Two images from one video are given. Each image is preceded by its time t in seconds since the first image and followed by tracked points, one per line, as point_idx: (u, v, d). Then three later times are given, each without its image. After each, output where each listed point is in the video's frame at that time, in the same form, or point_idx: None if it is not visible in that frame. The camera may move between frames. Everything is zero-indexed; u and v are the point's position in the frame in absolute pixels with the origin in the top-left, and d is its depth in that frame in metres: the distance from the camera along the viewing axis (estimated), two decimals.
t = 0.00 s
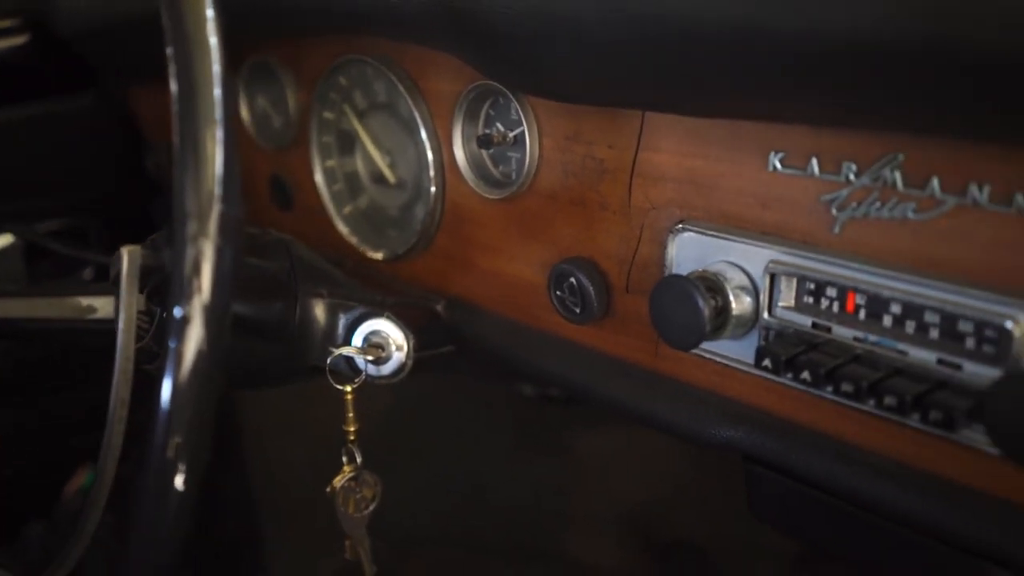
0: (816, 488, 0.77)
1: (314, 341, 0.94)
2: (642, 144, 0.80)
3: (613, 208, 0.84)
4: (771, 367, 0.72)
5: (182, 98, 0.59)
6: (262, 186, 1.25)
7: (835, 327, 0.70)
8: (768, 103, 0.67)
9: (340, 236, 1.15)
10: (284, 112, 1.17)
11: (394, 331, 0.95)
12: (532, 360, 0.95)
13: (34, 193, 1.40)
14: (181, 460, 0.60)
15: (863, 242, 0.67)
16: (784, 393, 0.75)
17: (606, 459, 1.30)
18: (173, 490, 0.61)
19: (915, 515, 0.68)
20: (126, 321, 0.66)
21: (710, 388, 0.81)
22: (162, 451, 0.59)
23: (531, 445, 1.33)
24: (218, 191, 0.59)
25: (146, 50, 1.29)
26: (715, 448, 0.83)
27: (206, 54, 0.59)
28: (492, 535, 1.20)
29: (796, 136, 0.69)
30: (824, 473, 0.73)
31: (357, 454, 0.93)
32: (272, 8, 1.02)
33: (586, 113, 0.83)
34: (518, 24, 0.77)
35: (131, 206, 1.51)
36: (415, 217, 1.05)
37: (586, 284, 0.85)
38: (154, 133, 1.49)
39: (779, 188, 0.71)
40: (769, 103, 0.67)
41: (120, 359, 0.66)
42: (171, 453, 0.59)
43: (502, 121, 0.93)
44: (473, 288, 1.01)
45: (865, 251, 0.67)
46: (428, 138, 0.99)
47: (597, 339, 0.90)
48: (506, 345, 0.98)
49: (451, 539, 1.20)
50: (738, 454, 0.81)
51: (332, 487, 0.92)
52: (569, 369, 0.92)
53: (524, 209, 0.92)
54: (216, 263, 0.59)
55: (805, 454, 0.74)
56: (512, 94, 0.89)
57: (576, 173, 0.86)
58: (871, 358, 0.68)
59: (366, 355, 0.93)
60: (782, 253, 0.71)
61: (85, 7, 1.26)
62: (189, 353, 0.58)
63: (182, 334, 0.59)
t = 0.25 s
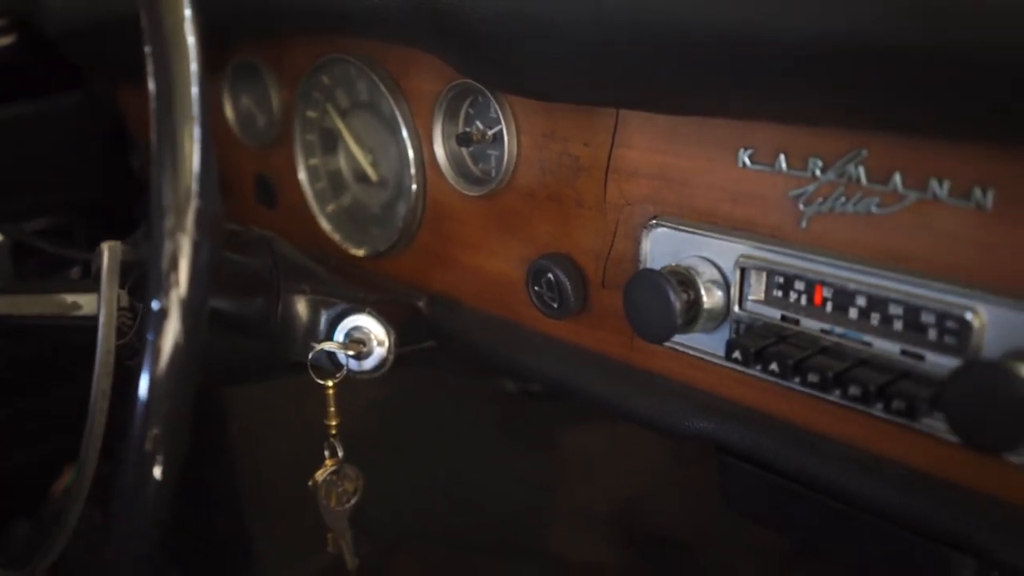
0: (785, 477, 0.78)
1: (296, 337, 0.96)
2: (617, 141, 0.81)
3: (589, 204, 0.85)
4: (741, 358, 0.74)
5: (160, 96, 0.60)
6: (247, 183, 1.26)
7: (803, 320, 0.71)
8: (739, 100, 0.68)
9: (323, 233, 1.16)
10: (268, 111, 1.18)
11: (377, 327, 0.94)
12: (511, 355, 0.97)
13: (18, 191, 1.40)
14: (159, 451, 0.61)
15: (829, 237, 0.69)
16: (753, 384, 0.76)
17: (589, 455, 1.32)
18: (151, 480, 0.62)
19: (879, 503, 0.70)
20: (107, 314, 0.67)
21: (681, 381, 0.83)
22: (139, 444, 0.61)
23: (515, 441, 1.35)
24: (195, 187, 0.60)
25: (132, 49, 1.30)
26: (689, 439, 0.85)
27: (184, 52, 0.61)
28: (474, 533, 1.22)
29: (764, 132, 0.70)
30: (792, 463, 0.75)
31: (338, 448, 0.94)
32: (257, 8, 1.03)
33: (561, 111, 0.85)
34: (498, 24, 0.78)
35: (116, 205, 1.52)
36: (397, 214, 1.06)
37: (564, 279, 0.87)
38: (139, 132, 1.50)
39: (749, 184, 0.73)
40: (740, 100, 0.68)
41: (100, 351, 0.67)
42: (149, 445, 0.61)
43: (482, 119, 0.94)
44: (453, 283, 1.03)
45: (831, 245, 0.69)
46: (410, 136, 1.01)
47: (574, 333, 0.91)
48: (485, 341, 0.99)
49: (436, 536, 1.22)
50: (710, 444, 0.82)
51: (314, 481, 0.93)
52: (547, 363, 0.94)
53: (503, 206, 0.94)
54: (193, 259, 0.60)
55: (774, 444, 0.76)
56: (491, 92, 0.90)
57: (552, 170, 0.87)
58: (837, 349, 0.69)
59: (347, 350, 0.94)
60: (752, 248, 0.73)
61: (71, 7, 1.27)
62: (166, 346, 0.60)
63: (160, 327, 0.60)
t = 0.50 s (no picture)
0: (752, 468, 0.80)
1: (276, 333, 0.97)
2: (589, 139, 0.83)
3: (562, 201, 0.87)
4: (708, 351, 0.75)
5: (135, 96, 0.62)
6: (229, 183, 1.28)
7: (768, 313, 0.73)
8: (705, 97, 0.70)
9: (304, 232, 1.17)
10: (250, 111, 1.20)
11: (355, 324, 0.96)
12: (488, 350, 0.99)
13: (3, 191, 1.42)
14: (134, 444, 0.63)
15: (792, 232, 0.70)
16: (720, 376, 0.78)
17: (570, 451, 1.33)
18: (127, 473, 0.64)
19: (842, 491, 0.72)
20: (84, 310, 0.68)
21: (652, 374, 0.84)
22: (115, 438, 0.63)
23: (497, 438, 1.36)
24: (169, 185, 0.61)
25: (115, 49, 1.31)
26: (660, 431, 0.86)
27: (159, 52, 0.62)
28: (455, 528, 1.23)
29: (729, 130, 0.72)
30: (758, 453, 0.77)
31: (318, 443, 0.95)
32: (238, 9, 1.04)
33: (535, 109, 0.86)
34: (473, 24, 0.80)
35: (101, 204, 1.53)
36: (377, 212, 1.07)
37: (538, 276, 0.88)
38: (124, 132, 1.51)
39: (716, 181, 0.74)
40: (707, 96, 0.70)
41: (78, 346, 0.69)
42: (124, 438, 0.62)
43: (458, 119, 0.96)
44: (431, 281, 1.04)
45: (795, 239, 0.70)
46: (388, 135, 1.02)
47: (548, 328, 0.93)
48: (463, 336, 1.01)
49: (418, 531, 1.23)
50: (680, 436, 0.84)
51: (294, 475, 0.94)
52: (523, 358, 0.95)
53: (479, 204, 0.95)
54: (167, 256, 0.61)
55: (742, 435, 0.77)
56: (466, 92, 0.92)
57: (527, 168, 0.89)
58: (801, 342, 0.71)
59: (326, 345, 0.95)
60: (720, 243, 0.74)
61: (54, 7, 1.28)
62: (140, 342, 0.61)
63: (135, 321, 0.61)
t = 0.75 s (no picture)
0: (727, 463, 0.82)
1: (262, 335, 0.98)
2: (567, 143, 0.85)
3: (542, 203, 0.88)
4: (683, 349, 0.77)
5: (117, 100, 0.63)
6: (216, 187, 1.29)
7: (741, 311, 0.74)
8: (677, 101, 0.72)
9: (290, 234, 1.19)
10: (236, 115, 1.21)
11: (340, 324, 0.97)
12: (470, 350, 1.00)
13: None
14: (117, 442, 0.64)
15: (763, 232, 0.72)
16: (695, 374, 0.80)
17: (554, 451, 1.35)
18: (111, 471, 0.65)
19: (814, 485, 0.73)
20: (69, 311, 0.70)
21: (630, 372, 0.86)
22: (98, 436, 0.64)
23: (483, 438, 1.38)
24: (150, 188, 0.63)
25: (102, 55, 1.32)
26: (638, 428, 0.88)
27: (141, 57, 0.63)
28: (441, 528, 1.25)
29: (701, 133, 0.74)
30: (732, 449, 0.78)
31: (303, 442, 0.96)
32: (222, 15, 1.06)
33: (514, 113, 0.88)
34: (452, 29, 0.81)
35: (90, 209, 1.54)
36: (361, 215, 1.09)
37: (518, 276, 0.90)
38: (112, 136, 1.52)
39: (690, 183, 0.76)
40: (679, 100, 0.71)
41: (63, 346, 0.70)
42: (108, 436, 0.64)
43: (440, 122, 0.97)
44: (415, 282, 1.06)
45: (766, 239, 0.72)
46: (372, 138, 1.04)
47: (529, 328, 0.94)
48: (447, 336, 1.02)
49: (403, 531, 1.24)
50: (658, 433, 0.85)
51: (279, 474, 0.95)
52: (505, 357, 0.97)
53: (461, 206, 0.97)
54: (150, 258, 0.63)
55: (716, 431, 0.79)
56: (448, 96, 0.93)
57: (507, 170, 0.90)
58: (773, 339, 0.72)
59: (311, 346, 0.96)
60: (694, 243, 0.76)
61: (42, 14, 1.29)
62: (123, 342, 0.62)
63: (118, 320, 0.62)
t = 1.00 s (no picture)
0: (704, 456, 0.83)
1: (245, 331, 0.99)
2: (546, 139, 0.86)
3: (522, 199, 0.89)
4: (659, 343, 0.78)
5: (97, 96, 0.64)
6: (201, 185, 1.30)
7: (716, 305, 0.75)
8: (653, 97, 0.73)
9: (275, 232, 1.19)
10: (221, 113, 1.22)
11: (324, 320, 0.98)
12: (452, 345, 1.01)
13: None
14: (96, 436, 0.65)
15: (737, 227, 0.73)
16: (673, 367, 0.81)
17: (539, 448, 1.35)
18: (90, 464, 0.66)
19: (787, 476, 0.75)
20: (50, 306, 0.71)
21: (608, 366, 0.87)
22: (77, 430, 0.65)
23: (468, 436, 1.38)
24: (130, 184, 0.63)
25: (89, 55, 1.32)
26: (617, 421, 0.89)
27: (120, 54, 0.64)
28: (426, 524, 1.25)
29: (677, 129, 0.75)
30: (709, 441, 0.79)
31: (286, 437, 0.97)
32: (207, 14, 1.06)
33: (494, 110, 0.89)
34: (432, 27, 0.82)
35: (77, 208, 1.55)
36: (345, 212, 1.09)
37: (499, 272, 0.90)
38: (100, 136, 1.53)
39: (666, 178, 0.77)
40: (654, 97, 0.72)
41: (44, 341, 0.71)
42: (87, 430, 0.65)
43: (422, 120, 0.98)
44: (398, 279, 1.07)
45: (740, 233, 0.73)
46: (355, 136, 1.04)
47: (510, 323, 0.95)
48: (430, 332, 1.03)
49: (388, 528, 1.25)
50: (636, 426, 0.86)
51: (262, 469, 0.96)
52: (486, 352, 0.97)
53: (443, 203, 0.97)
54: (128, 253, 0.63)
55: (693, 424, 0.80)
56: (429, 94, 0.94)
57: (488, 167, 0.91)
58: (747, 332, 0.74)
59: (294, 341, 0.97)
60: (670, 238, 0.77)
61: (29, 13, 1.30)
62: (101, 336, 0.63)
63: (97, 314, 0.63)
